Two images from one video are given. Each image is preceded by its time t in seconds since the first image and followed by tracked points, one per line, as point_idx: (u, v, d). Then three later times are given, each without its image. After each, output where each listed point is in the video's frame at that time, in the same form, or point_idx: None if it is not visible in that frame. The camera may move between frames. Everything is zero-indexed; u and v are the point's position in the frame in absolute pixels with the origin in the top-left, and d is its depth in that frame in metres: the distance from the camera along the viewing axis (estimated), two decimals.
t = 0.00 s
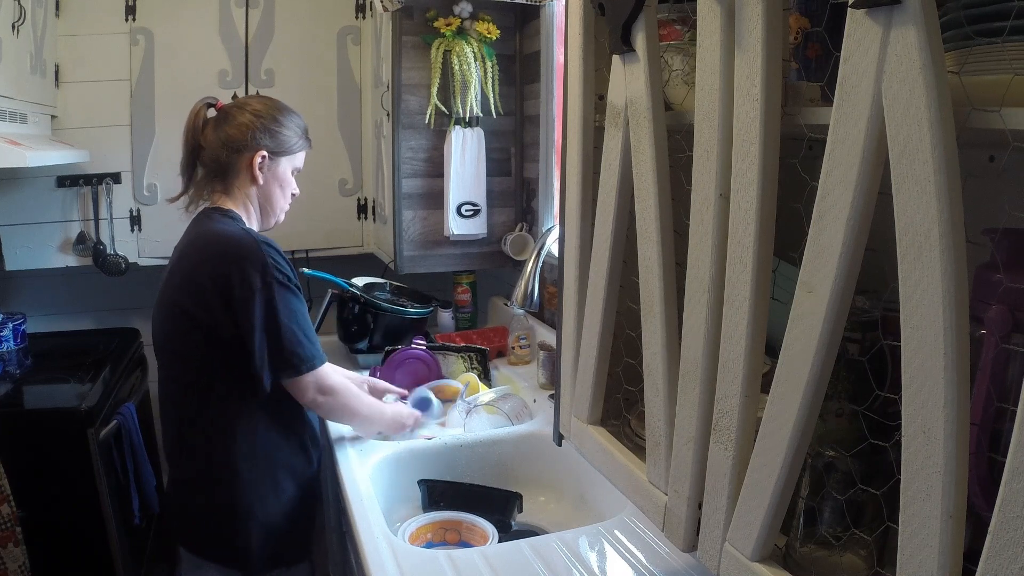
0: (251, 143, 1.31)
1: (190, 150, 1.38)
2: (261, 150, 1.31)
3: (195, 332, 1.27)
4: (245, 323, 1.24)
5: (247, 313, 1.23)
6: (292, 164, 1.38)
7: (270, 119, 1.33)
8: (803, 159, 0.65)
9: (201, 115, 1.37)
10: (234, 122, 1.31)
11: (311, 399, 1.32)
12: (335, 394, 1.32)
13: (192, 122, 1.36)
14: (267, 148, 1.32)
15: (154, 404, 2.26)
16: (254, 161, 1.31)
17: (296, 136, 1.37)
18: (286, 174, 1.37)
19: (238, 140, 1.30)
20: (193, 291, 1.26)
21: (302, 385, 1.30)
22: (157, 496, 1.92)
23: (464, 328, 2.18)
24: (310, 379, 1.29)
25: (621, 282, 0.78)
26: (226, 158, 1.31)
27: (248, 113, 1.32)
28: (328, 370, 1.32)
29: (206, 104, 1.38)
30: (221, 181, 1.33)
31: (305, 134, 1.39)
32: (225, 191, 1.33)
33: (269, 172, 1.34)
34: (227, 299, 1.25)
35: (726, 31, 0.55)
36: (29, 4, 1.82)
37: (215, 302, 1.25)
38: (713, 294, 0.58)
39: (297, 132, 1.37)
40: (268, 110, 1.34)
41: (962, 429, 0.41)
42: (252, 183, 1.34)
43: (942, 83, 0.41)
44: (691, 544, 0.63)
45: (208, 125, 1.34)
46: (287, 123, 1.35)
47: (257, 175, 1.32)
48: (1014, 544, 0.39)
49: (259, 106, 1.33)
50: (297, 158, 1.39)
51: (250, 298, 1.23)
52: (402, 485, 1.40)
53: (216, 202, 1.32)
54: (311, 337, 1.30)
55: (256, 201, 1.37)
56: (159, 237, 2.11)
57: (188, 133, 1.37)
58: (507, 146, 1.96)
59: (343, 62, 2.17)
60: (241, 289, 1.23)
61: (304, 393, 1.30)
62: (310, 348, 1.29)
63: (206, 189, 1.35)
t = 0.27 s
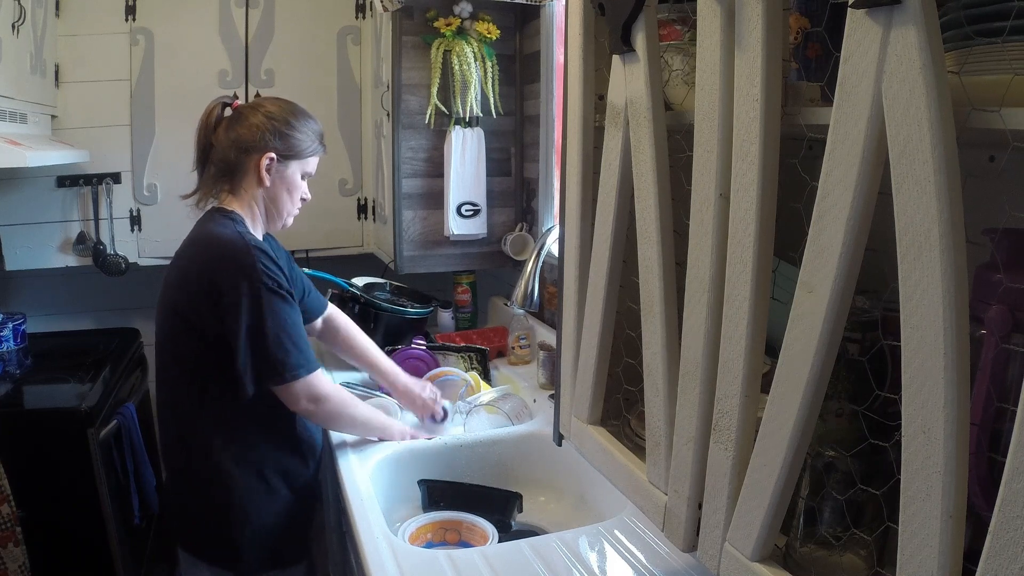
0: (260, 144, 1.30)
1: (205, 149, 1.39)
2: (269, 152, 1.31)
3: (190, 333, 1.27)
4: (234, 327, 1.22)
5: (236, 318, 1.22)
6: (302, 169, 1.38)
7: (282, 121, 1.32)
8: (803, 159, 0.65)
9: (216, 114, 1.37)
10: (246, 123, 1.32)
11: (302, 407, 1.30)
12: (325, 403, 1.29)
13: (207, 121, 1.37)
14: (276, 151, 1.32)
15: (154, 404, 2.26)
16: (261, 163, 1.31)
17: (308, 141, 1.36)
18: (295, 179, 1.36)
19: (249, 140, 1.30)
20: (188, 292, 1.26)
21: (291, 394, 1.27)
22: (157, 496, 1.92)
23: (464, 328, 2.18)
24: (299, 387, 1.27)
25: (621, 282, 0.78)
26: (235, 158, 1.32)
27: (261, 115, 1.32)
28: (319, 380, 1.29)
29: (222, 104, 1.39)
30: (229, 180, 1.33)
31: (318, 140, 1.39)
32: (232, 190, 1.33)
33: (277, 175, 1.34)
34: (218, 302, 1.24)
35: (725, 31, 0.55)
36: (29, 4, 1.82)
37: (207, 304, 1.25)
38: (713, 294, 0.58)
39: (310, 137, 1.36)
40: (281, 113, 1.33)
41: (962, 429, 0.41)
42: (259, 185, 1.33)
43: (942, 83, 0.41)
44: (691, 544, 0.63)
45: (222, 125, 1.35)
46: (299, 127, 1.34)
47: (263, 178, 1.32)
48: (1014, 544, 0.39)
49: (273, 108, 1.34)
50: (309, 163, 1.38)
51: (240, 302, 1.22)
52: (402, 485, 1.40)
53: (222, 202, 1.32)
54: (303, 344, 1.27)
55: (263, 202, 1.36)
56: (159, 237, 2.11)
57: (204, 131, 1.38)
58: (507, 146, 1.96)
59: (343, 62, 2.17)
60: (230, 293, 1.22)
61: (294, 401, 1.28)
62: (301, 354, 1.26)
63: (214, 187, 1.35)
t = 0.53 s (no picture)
0: (251, 144, 1.30)
1: (195, 150, 1.38)
2: (261, 151, 1.31)
3: (190, 335, 1.27)
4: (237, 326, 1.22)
5: (241, 318, 1.22)
6: (295, 165, 1.38)
7: (272, 119, 1.32)
8: (803, 159, 0.64)
9: (205, 114, 1.36)
10: (236, 123, 1.31)
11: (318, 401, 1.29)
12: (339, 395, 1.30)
13: (195, 122, 1.36)
14: (267, 149, 1.31)
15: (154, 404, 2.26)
16: (253, 163, 1.31)
17: (299, 137, 1.36)
18: (288, 176, 1.36)
19: (239, 141, 1.30)
20: (189, 294, 1.26)
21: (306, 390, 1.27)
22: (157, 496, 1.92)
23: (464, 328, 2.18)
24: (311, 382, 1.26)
25: (621, 282, 0.78)
26: (227, 160, 1.31)
27: (250, 114, 1.31)
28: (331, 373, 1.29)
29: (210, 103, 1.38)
30: (223, 182, 1.33)
31: (310, 134, 1.38)
32: (226, 191, 1.33)
33: (269, 174, 1.33)
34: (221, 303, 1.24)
35: (725, 31, 0.55)
36: (29, 4, 1.82)
37: (209, 305, 1.25)
38: (713, 294, 0.58)
39: (301, 134, 1.36)
40: (271, 111, 1.33)
41: (962, 430, 0.41)
42: (252, 184, 1.33)
43: (942, 83, 0.41)
44: (691, 544, 0.63)
45: (212, 126, 1.34)
46: (290, 123, 1.34)
47: (256, 177, 1.32)
48: (1014, 544, 0.39)
49: (262, 106, 1.33)
50: (301, 158, 1.38)
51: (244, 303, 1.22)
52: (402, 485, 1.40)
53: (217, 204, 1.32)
54: (311, 341, 1.27)
55: (258, 202, 1.36)
56: (159, 237, 2.11)
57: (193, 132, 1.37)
58: (507, 146, 1.96)
59: (343, 62, 2.17)
60: (233, 291, 1.22)
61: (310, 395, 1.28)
62: (309, 352, 1.26)
63: (208, 189, 1.35)
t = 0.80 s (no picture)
0: (244, 144, 1.30)
1: (196, 150, 1.39)
2: (254, 151, 1.30)
3: (188, 335, 1.27)
4: (233, 329, 1.23)
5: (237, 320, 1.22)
6: (294, 164, 1.37)
7: (267, 118, 1.31)
8: (803, 159, 0.64)
9: (203, 114, 1.37)
10: (231, 122, 1.31)
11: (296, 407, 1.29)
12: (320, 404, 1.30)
13: (194, 122, 1.37)
14: (260, 149, 1.31)
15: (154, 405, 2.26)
16: (246, 163, 1.30)
17: (297, 135, 1.35)
18: (285, 175, 1.35)
19: (234, 141, 1.30)
20: (187, 295, 1.25)
21: (288, 396, 1.28)
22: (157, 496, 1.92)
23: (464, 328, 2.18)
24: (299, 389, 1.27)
25: (621, 282, 0.78)
26: (222, 159, 1.31)
27: (245, 113, 1.31)
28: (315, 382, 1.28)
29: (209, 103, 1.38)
30: (219, 182, 1.34)
31: (309, 132, 1.37)
32: (223, 192, 1.34)
33: (265, 173, 1.33)
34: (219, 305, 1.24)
35: (726, 31, 0.55)
36: (29, 4, 1.82)
37: (207, 306, 1.24)
38: (713, 294, 0.58)
39: (299, 132, 1.35)
40: (267, 109, 1.32)
41: (962, 430, 0.41)
42: (248, 184, 1.33)
43: (942, 83, 0.41)
44: (691, 544, 0.63)
45: (209, 125, 1.35)
46: (286, 121, 1.33)
47: (250, 177, 1.32)
48: (1015, 544, 0.39)
49: (258, 105, 1.32)
50: (300, 157, 1.37)
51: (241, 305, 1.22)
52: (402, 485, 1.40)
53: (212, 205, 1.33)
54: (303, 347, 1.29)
55: (255, 202, 1.36)
56: (159, 237, 2.11)
57: (192, 133, 1.38)
58: (507, 146, 1.96)
59: (343, 62, 2.17)
60: (232, 295, 1.22)
61: (290, 403, 1.28)
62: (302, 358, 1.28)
63: (205, 190, 1.36)
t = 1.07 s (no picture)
0: (270, 143, 1.30)
1: (208, 147, 1.37)
2: (280, 151, 1.30)
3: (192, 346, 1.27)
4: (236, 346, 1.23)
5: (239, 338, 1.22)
6: (313, 165, 1.37)
7: (290, 118, 1.31)
8: (803, 159, 0.64)
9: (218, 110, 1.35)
10: (251, 120, 1.30)
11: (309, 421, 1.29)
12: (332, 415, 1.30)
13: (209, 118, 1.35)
14: (287, 149, 1.31)
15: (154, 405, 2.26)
16: (273, 162, 1.30)
17: (316, 134, 1.35)
18: (307, 178, 1.37)
19: (256, 139, 1.29)
20: (191, 308, 1.25)
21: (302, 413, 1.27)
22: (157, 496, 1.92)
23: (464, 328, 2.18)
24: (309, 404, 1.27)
25: (621, 282, 0.78)
26: (243, 158, 1.31)
27: (267, 111, 1.31)
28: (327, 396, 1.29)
29: (221, 97, 1.36)
30: (238, 182, 1.33)
31: (327, 132, 1.38)
32: (243, 192, 1.33)
33: (288, 174, 1.33)
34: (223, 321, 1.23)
35: (725, 31, 0.55)
36: (29, 4, 1.82)
37: (211, 320, 1.25)
38: (713, 294, 0.58)
39: (317, 131, 1.35)
40: (287, 108, 1.32)
41: (962, 430, 0.41)
42: (271, 185, 1.33)
43: (942, 83, 0.41)
44: (691, 544, 0.63)
45: (225, 123, 1.33)
46: (308, 121, 1.34)
47: (276, 177, 1.31)
48: (1015, 544, 0.39)
49: (277, 103, 1.32)
50: (319, 158, 1.38)
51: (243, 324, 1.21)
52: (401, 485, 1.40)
53: (233, 207, 1.32)
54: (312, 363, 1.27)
55: (275, 203, 1.36)
56: (159, 237, 2.11)
57: (207, 130, 1.36)
58: (507, 147, 1.96)
59: (343, 62, 2.17)
60: (234, 311, 1.22)
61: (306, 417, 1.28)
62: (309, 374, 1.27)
63: (221, 190, 1.35)
